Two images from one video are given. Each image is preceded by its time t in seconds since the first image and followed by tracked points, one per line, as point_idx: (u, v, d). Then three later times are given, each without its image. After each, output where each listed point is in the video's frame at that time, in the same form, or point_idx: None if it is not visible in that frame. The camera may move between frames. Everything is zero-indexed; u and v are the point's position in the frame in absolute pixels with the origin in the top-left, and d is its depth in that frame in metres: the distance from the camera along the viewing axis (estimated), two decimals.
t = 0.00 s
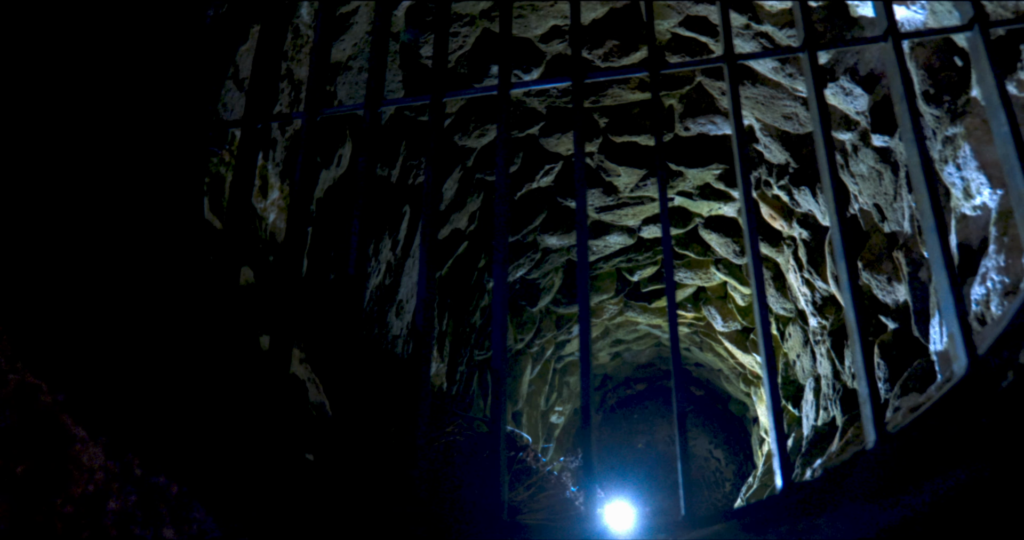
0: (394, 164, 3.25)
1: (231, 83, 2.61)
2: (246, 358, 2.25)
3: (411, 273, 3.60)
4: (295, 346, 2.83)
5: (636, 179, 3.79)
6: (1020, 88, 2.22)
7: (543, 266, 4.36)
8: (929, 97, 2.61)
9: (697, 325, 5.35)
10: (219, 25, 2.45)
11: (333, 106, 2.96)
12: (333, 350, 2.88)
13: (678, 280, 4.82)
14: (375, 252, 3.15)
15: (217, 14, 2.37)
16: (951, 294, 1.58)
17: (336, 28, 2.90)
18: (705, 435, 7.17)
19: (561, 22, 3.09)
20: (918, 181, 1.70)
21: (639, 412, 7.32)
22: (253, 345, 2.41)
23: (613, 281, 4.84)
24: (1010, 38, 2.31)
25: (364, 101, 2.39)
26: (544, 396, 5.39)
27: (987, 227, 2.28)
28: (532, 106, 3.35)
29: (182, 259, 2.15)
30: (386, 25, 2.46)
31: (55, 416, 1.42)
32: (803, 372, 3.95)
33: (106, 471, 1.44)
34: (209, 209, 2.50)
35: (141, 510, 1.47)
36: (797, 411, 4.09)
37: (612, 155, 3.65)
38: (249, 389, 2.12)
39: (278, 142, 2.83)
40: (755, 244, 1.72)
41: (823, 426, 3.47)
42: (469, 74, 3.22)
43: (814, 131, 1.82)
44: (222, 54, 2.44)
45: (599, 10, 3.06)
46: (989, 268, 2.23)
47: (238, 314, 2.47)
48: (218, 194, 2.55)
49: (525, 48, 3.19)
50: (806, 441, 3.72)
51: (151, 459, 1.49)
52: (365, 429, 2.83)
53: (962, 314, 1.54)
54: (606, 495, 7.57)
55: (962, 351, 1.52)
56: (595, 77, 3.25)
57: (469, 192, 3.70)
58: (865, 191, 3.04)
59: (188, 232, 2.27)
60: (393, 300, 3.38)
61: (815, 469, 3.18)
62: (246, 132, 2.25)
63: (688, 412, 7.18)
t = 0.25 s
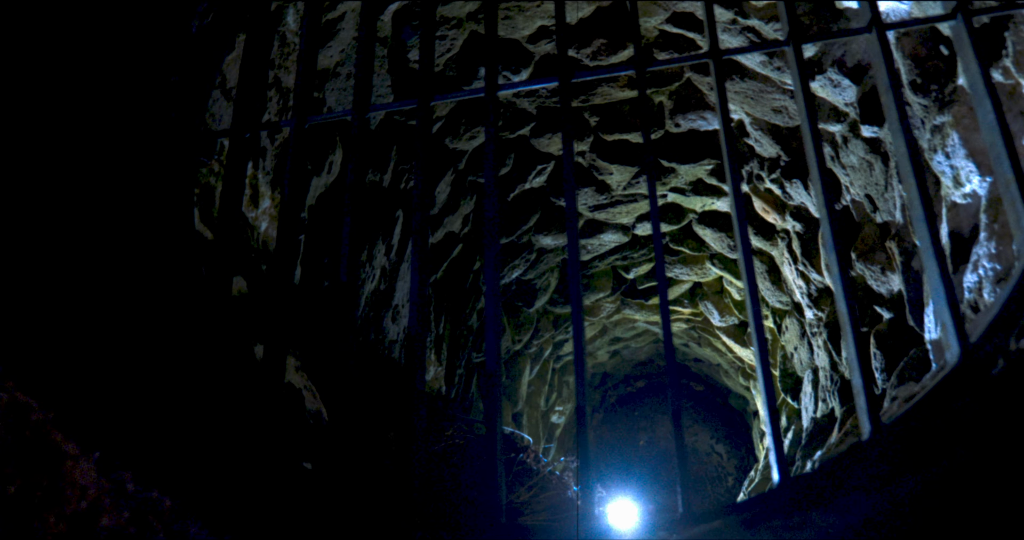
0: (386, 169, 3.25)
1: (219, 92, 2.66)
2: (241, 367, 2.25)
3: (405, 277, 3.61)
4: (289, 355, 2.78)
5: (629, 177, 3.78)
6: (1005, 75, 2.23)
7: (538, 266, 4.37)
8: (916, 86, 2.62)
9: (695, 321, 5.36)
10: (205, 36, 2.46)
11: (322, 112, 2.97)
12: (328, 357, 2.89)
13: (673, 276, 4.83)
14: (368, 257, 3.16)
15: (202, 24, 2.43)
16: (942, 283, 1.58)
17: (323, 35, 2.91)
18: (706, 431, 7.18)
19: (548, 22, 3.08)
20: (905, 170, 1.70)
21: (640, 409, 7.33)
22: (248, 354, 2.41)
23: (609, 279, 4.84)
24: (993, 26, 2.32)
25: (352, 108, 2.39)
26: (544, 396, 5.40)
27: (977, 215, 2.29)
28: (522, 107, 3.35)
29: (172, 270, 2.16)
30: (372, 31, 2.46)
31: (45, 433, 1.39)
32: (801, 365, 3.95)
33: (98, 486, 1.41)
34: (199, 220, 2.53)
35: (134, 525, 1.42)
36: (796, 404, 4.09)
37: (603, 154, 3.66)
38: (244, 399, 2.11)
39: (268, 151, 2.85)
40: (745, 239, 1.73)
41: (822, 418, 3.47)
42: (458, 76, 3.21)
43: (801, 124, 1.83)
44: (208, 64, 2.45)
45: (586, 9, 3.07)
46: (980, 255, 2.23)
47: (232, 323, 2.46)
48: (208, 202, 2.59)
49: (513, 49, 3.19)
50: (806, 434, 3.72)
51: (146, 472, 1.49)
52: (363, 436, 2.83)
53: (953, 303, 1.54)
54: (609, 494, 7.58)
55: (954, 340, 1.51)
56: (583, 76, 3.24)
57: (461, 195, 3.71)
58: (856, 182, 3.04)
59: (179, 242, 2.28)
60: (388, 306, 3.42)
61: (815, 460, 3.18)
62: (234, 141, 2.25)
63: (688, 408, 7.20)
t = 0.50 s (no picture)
0: (374, 175, 3.25)
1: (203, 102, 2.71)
2: (230, 378, 2.24)
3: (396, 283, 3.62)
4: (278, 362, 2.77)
5: (617, 177, 3.80)
6: (984, 71, 2.26)
7: (529, 268, 4.38)
8: (898, 83, 2.64)
9: (687, 319, 5.38)
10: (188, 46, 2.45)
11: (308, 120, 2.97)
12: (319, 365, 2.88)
13: (664, 276, 4.85)
14: (357, 264, 3.17)
15: (185, 35, 2.49)
16: (924, 279, 1.59)
17: (307, 43, 2.91)
18: (701, 428, 7.21)
19: (533, 26, 3.09)
20: (886, 168, 1.71)
21: (635, 409, 7.35)
22: (237, 364, 2.40)
23: (601, 279, 4.85)
24: (972, 22, 2.34)
25: (337, 116, 2.38)
26: (538, 398, 5.42)
27: (961, 210, 2.31)
28: (509, 110, 3.35)
29: (158, 283, 2.16)
30: (354, 37, 2.45)
31: (30, 452, 1.39)
32: (793, 361, 3.97)
33: (83, 503, 1.42)
34: (185, 230, 2.59)
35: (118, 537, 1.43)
36: (788, 400, 4.12)
37: (591, 155, 3.67)
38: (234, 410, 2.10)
39: (253, 159, 2.86)
40: (732, 241, 1.73)
41: (814, 414, 3.50)
42: (445, 81, 3.22)
43: (783, 123, 1.84)
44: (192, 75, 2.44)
45: (571, 12, 3.05)
46: (965, 249, 2.24)
47: (221, 334, 2.45)
48: (194, 213, 2.63)
49: (498, 53, 3.20)
50: (799, 430, 3.73)
51: (133, 489, 1.48)
52: (356, 443, 2.83)
53: (935, 299, 1.55)
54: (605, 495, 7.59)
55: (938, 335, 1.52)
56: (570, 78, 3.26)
57: (450, 199, 3.72)
58: (843, 178, 3.06)
59: (167, 253, 2.27)
60: (379, 311, 3.42)
61: (808, 456, 3.20)
62: (220, 151, 2.24)
63: (683, 406, 7.23)
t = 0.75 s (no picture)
0: (358, 183, 3.23)
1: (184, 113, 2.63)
2: (213, 390, 2.21)
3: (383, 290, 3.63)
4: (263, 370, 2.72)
5: (602, 180, 3.83)
6: (959, 68, 2.29)
7: (516, 271, 4.38)
8: (875, 81, 2.66)
9: (675, 319, 5.40)
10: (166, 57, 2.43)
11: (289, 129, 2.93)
12: (305, 374, 2.87)
13: (652, 276, 4.86)
14: (343, 272, 3.15)
15: (163, 45, 2.49)
16: (903, 275, 1.60)
17: (287, 51, 2.89)
18: (692, 428, 7.24)
19: (513, 30, 3.08)
20: (863, 166, 1.72)
21: (626, 410, 7.37)
22: (221, 376, 2.38)
23: (588, 281, 4.86)
24: (946, 20, 2.36)
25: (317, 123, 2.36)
26: (528, 401, 5.42)
27: (940, 205, 2.33)
28: (492, 114, 3.33)
29: (137, 296, 2.13)
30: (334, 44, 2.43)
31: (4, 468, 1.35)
32: (780, 358, 3.99)
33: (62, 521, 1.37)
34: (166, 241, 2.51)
35: None
36: (777, 398, 4.15)
37: (576, 157, 3.67)
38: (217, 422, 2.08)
39: (235, 169, 2.83)
40: (711, 244, 1.72)
41: (803, 411, 3.52)
42: (427, 87, 3.21)
43: (760, 123, 1.85)
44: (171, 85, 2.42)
45: (550, 16, 3.03)
46: (944, 244, 2.27)
47: (204, 345, 2.42)
48: (175, 224, 2.58)
49: (479, 58, 3.20)
50: (788, 427, 3.76)
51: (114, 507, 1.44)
52: (344, 452, 2.81)
53: (913, 295, 1.55)
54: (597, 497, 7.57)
55: (917, 331, 1.51)
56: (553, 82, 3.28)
57: (435, 204, 3.71)
58: (824, 176, 3.08)
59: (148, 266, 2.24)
60: (366, 318, 3.40)
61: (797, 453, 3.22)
62: (200, 161, 2.21)
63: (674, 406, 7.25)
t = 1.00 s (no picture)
0: (346, 189, 3.22)
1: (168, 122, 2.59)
2: (201, 400, 2.19)
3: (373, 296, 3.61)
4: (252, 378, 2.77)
5: (590, 182, 3.82)
6: (940, 62, 2.30)
7: (507, 275, 4.38)
8: (859, 77, 2.68)
9: (668, 319, 5.40)
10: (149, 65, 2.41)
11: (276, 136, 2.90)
12: (297, 382, 2.85)
13: (643, 277, 4.87)
14: (333, 278, 3.14)
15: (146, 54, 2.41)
16: (887, 269, 1.60)
17: (272, 58, 2.88)
18: (688, 428, 7.25)
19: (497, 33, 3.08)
20: (845, 161, 1.73)
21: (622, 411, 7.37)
22: (210, 386, 2.35)
23: (580, 283, 4.86)
24: (927, 15, 2.38)
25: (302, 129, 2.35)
26: (523, 405, 5.41)
27: (925, 199, 2.34)
28: (479, 118, 3.34)
29: (123, 306, 2.10)
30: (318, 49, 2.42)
31: None
32: (773, 356, 4.00)
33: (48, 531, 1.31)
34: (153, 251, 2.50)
35: None
36: (770, 395, 4.16)
37: (564, 159, 3.67)
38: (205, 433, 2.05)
39: (222, 178, 2.80)
40: (698, 244, 1.69)
41: (796, 407, 3.53)
42: (413, 92, 3.21)
43: (743, 120, 1.85)
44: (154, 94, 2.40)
45: (535, 18, 3.04)
46: (930, 238, 2.28)
47: (193, 354, 2.40)
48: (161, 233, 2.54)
49: (465, 62, 3.20)
50: (782, 424, 3.77)
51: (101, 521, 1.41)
52: (337, 459, 2.79)
53: (898, 289, 1.56)
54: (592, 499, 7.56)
55: (902, 323, 1.54)
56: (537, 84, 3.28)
57: (424, 209, 3.71)
58: (811, 173, 3.10)
59: (132, 276, 2.22)
60: (357, 324, 3.38)
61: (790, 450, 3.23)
62: (184, 169, 2.19)
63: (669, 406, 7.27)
